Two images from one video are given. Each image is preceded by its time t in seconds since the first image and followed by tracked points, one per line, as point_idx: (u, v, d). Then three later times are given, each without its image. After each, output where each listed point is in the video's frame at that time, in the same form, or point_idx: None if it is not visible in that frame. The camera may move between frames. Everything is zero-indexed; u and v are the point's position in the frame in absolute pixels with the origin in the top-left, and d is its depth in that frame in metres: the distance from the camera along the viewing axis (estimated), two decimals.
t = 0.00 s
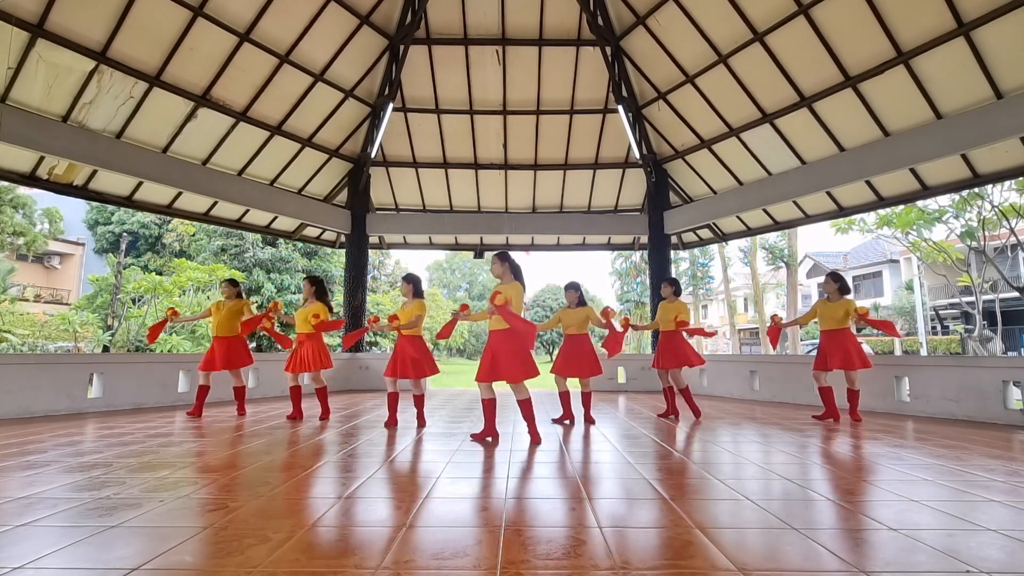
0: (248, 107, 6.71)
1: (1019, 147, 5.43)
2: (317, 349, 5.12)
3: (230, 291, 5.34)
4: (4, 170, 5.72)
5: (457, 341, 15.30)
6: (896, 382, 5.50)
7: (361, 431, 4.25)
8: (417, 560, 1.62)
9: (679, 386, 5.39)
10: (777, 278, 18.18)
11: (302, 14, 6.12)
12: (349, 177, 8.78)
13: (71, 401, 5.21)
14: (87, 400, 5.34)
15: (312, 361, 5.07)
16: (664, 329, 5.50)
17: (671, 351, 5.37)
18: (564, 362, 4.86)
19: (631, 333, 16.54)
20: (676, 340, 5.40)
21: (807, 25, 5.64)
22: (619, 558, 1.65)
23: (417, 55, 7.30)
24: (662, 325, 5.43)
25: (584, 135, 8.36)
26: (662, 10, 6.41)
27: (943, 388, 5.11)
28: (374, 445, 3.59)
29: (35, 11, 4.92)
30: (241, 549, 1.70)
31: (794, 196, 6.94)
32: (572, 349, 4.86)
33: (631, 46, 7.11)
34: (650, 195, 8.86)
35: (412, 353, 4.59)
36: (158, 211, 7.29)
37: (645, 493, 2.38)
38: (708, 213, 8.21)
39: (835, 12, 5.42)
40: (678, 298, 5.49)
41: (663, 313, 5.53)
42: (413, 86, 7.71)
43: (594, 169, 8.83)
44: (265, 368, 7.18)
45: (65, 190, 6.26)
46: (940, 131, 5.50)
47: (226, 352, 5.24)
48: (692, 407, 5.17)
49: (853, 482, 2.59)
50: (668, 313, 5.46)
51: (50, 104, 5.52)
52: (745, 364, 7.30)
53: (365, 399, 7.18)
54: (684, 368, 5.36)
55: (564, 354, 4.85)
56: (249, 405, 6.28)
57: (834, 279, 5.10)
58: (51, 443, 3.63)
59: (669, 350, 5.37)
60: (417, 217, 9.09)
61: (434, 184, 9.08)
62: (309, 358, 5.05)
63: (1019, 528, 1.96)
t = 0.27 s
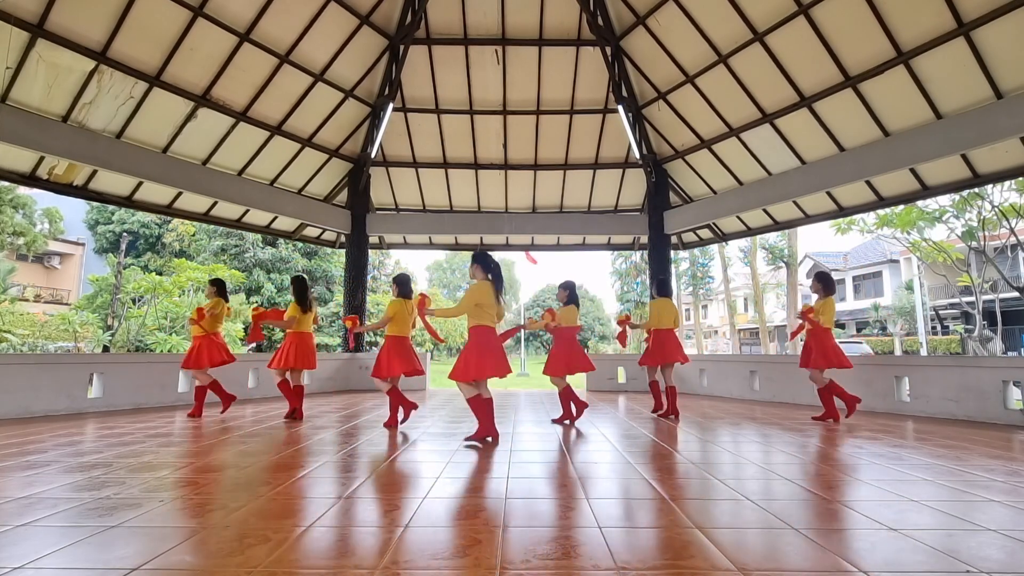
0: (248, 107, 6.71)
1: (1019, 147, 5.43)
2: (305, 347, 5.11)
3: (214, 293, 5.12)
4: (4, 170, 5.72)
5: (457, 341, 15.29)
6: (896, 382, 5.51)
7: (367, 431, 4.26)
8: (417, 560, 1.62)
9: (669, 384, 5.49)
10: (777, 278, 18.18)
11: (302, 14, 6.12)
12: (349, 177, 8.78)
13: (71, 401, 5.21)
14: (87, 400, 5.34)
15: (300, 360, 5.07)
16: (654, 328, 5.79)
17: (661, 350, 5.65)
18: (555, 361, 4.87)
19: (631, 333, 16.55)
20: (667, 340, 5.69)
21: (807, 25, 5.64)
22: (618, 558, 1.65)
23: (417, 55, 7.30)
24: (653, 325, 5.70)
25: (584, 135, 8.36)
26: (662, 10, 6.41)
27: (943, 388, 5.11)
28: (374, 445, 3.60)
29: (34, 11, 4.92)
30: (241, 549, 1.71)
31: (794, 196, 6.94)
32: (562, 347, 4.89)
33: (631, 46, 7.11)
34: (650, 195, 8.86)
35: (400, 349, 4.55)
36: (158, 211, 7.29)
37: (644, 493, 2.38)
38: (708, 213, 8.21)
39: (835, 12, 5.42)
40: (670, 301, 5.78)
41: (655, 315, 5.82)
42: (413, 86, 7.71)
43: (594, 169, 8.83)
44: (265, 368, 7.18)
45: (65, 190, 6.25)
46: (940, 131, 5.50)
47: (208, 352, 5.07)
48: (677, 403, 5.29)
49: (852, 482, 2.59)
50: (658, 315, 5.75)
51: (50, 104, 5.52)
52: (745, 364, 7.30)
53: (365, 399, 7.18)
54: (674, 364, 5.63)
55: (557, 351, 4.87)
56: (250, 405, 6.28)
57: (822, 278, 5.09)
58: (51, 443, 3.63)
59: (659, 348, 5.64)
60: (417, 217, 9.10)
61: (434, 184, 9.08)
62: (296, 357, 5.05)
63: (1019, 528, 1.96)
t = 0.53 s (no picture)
0: (248, 107, 6.71)
1: (1019, 147, 5.43)
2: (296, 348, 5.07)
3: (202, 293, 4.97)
4: (4, 170, 5.72)
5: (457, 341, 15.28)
6: (896, 382, 5.51)
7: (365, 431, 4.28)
8: (417, 561, 1.61)
9: (662, 384, 5.57)
10: (777, 278, 18.19)
11: (302, 14, 6.12)
12: (349, 177, 8.78)
13: (71, 401, 5.21)
14: (87, 400, 5.34)
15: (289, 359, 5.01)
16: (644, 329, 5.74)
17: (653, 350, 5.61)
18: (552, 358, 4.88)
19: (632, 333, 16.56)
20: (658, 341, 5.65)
21: (807, 25, 5.64)
22: (618, 558, 1.65)
23: (417, 55, 7.30)
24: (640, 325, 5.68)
25: (584, 135, 8.36)
26: (662, 10, 6.41)
27: (943, 388, 5.11)
28: (374, 445, 3.59)
29: (34, 11, 4.92)
30: (241, 549, 1.71)
31: (794, 196, 6.94)
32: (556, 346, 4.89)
33: (631, 46, 7.11)
34: (650, 195, 8.86)
35: (382, 349, 4.42)
36: (158, 211, 7.29)
37: (644, 493, 2.38)
38: (708, 213, 8.21)
39: (835, 12, 5.42)
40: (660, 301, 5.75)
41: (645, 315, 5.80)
42: (413, 86, 7.71)
43: (594, 169, 8.83)
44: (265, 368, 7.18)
45: (65, 190, 6.25)
46: (940, 131, 5.51)
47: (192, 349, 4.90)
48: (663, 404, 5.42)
49: (852, 482, 2.59)
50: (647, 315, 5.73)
51: (50, 104, 5.52)
52: (745, 364, 7.30)
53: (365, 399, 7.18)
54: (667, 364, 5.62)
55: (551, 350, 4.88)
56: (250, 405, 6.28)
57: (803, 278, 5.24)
58: (51, 443, 3.63)
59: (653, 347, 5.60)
60: (417, 217, 9.10)
61: (434, 184, 9.08)
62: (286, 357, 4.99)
63: (1019, 528, 1.96)
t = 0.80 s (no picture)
0: (248, 107, 6.71)
1: (1019, 147, 5.43)
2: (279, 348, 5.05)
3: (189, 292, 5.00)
4: (4, 170, 5.72)
5: (457, 341, 15.27)
6: (896, 382, 5.51)
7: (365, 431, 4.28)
8: (418, 561, 1.61)
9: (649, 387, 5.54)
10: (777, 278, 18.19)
11: (302, 14, 6.12)
12: (349, 177, 8.77)
13: (71, 401, 5.21)
14: (87, 400, 5.34)
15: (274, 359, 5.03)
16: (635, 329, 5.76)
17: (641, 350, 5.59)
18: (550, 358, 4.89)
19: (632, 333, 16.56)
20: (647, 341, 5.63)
21: (807, 25, 5.64)
22: (618, 558, 1.65)
23: (417, 55, 7.30)
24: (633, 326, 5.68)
25: (584, 135, 8.36)
26: (662, 10, 6.41)
27: (943, 388, 5.11)
28: (374, 445, 3.60)
29: (34, 11, 4.92)
30: (241, 549, 1.71)
31: (794, 196, 6.94)
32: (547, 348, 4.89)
33: (631, 46, 7.11)
34: (650, 195, 8.86)
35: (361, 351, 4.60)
36: (158, 211, 7.29)
37: (643, 493, 2.38)
38: (708, 213, 8.21)
39: (835, 12, 5.41)
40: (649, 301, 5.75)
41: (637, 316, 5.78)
42: (413, 86, 7.71)
43: (594, 169, 8.83)
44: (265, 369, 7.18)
45: (65, 190, 6.26)
46: (940, 131, 5.51)
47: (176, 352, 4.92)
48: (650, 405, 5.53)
49: (853, 482, 2.59)
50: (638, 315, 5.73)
51: (50, 104, 5.52)
52: (745, 364, 7.30)
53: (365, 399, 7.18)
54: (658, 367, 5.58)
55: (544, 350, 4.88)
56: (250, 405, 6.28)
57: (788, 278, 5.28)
58: (51, 443, 3.63)
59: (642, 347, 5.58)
60: (417, 217, 9.10)
61: (434, 184, 9.08)
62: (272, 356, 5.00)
63: (1019, 528, 1.96)
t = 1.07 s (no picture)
0: (248, 107, 6.71)
1: (1019, 147, 5.43)
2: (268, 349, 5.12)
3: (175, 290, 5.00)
4: (4, 170, 5.72)
5: (457, 341, 15.27)
6: (896, 382, 5.51)
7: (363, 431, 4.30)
8: (419, 560, 1.62)
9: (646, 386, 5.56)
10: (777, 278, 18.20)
11: (302, 14, 6.12)
12: (349, 177, 8.77)
13: (71, 401, 5.21)
14: (87, 400, 5.34)
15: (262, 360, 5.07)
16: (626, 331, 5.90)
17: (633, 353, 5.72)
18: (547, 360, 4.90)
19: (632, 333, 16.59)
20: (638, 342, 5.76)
21: (807, 25, 5.64)
22: (618, 558, 1.65)
23: (417, 55, 7.30)
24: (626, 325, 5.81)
25: (584, 135, 8.36)
26: (662, 10, 6.41)
27: (943, 388, 5.11)
28: (374, 445, 3.60)
29: (34, 11, 4.92)
30: (240, 549, 1.70)
31: (794, 196, 6.94)
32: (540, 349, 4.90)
33: (631, 46, 7.11)
34: (650, 195, 8.86)
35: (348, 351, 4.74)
36: (158, 211, 7.29)
37: (643, 493, 2.38)
38: (708, 213, 8.21)
39: (836, 12, 5.41)
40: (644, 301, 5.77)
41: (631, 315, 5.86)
42: (413, 86, 7.71)
43: (594, 169, 8.83)
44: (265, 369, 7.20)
45: (65, 190, 6.26)
46: (940, 131, 5.51)
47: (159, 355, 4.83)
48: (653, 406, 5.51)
49: (853, 482, 2.59)
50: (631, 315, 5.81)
51: (50, 104, 5.52)
52: (745, 364, 7.30)
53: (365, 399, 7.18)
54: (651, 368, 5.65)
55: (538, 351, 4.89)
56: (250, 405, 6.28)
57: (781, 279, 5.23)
58: (51, 443, 3.63)
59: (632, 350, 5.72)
60: (417, 217, 9.10)
61: (434, 184, 9.08)
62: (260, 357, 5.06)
63: (1019, 528, 1.96)
